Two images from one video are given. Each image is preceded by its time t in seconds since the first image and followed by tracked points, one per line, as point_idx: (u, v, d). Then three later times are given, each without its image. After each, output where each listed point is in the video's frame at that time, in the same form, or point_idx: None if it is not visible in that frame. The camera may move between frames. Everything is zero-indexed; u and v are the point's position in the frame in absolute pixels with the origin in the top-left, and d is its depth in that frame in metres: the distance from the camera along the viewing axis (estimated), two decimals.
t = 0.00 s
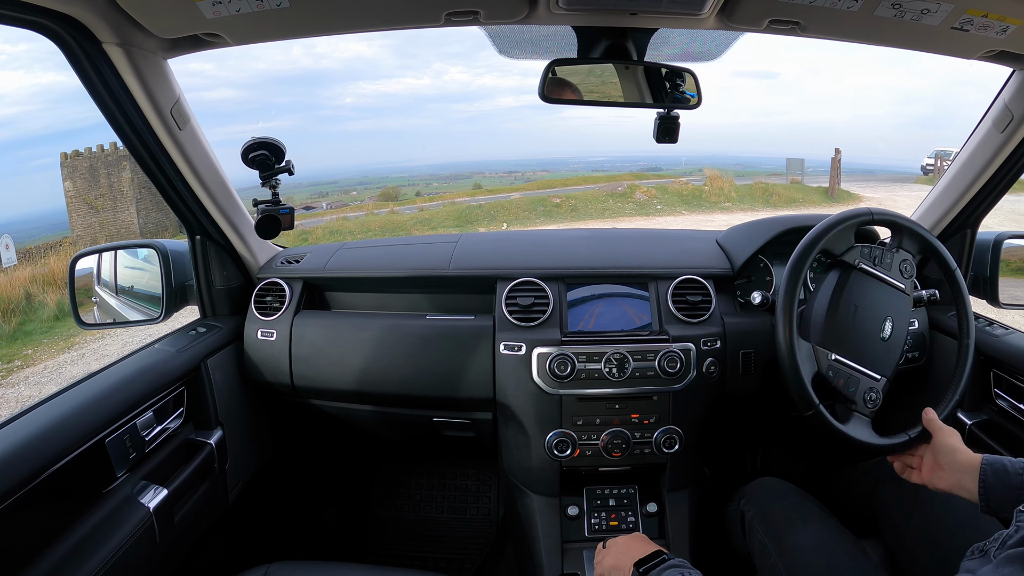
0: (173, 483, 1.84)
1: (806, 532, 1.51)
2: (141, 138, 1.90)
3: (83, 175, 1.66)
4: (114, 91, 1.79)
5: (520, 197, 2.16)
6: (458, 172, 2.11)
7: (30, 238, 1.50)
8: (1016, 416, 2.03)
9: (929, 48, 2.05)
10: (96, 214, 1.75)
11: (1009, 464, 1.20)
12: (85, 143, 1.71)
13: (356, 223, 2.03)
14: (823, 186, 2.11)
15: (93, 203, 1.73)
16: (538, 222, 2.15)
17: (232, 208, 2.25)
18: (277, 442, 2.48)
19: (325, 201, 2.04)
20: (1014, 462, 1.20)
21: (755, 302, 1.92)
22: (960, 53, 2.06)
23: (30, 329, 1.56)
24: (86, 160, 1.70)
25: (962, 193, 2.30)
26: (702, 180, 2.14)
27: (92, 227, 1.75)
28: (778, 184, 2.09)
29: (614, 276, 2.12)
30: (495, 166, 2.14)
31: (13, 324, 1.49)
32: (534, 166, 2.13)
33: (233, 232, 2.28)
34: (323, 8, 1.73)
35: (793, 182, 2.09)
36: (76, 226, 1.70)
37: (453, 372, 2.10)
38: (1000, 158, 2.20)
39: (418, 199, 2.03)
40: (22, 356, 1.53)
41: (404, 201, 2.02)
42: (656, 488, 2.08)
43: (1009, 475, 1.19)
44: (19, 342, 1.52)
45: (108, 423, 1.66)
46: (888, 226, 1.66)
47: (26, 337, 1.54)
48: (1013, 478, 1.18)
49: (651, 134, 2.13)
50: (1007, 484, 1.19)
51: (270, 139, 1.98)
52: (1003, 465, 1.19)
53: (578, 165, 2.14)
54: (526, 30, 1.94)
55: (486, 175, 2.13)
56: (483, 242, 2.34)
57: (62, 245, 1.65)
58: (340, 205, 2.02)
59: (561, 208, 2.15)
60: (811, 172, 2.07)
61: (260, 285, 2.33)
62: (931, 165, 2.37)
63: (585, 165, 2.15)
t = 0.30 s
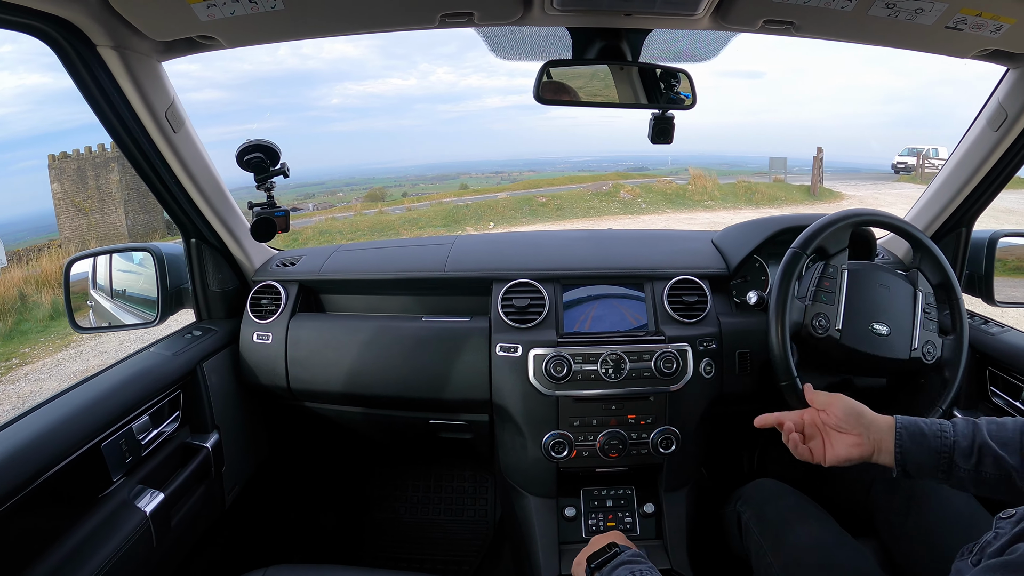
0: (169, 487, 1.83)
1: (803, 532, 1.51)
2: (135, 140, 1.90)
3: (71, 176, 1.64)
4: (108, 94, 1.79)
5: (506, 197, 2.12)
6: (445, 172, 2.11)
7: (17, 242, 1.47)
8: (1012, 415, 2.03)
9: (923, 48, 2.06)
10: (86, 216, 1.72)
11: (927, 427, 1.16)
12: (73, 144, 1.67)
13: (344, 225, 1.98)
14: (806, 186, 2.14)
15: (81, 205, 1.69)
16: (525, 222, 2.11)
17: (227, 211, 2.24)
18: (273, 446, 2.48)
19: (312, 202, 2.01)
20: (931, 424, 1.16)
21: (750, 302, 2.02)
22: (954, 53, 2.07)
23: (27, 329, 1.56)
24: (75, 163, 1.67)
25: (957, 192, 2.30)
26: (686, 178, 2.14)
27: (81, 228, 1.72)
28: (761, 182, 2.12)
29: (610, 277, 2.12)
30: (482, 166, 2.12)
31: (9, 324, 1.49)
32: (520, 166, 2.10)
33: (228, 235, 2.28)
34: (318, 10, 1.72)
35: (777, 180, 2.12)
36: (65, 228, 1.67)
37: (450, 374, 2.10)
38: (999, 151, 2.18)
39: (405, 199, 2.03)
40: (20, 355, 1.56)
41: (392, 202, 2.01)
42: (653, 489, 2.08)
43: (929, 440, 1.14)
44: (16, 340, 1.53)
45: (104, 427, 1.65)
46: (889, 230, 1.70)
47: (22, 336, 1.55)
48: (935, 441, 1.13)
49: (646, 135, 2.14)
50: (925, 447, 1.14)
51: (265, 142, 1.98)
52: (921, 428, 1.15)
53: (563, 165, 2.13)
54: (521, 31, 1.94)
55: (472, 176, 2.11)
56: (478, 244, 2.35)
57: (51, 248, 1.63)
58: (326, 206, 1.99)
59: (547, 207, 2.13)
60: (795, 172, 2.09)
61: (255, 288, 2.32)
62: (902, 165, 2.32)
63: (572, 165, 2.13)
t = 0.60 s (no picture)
0: (166, 488, 1.83)
1: (800, 534, 1.51)
2: (132, 139, 1.89)
3: (66, 177, 1.63)
4: (105, 93, 1.78)
5: (499, 196, 2.12)
6: (437, 173, 2.08)
7: (7, 243, 1.46)
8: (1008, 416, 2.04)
9: (920, 50, 2.06)
10: (80, 217, 1.71)
11: (925, 347, 1.26)
12: (67, 146, 1.66)
13: (340, 225, 1.97)
14: (795, 183, 2.18)
15: (76, 206, 1.69)
16: (518, 221, 2.11)
17: (224, 211, 2.24)
18: (270, 446, 2.48)
19: (306, 203, 2.00)
20: (931, 344, 1.26)
21: (749, 304, 2.03)
22: (951, 55, 2.08)
23: (27, 326, 1.57)
24: (70, 163, 1.66)
25: (954, 194, 2.31)
26: (677, 178, 2.13)
27: (75, 229, 1.71)
28: (751, 181, 2.13)
29: (607, 279, 2.13)
30: (477, 166, 2.09)
31: (10, 322, 1.50)
32: (513, 166, 2.09)
33: (225, 236, 2.27)
34: (316, 11, 1.72)
35: (767, 179, 2.14)
36: (59, 228, 1.66)
37: (447, 375, 2.10)
38: (999, 151, 2.18)
39: (397, 202, 2.03)
40: (22, 351, 1.56)
41: (386, 202, 2.02)
42: (650, 490, 2.08)
43: (923, 360, 1.25)
44: (19, 338, 1.54)
45: (100, 428, 1.65)
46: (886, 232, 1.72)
47: (25, 334, 1.56)
48: (929, 365, 1.25)
49: (644, 136, 2.14)
50: (917, 366, 1.26)
51: (264, 143, 1.98)
52: (919, 348, 1.26)
53: (556, 165, 2.12)
54: (519, 32, 1.94)
55: (465, 176, 2.09)
56: (476, 245, 2.34)
57: (46, 249, 1.61)
58: (319, 207, 1.99)
59: (540, 206, 2.13)
60: (785, 170, 2.12)
61: (252, 289, 2.32)
62: (881, 164, 2.15)
63: (565, 165, 2.12)
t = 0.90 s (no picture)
0: (166, 489, 1.83)
1: (800, 532, 1.51)
2: (130, 141, 1.89)
3: (63, 178, 1.63)
4: (103, 94, 1.78)
5: (496, 196, 2.13)
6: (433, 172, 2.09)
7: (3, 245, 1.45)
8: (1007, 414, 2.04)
9: (919, 48, 2.07)
10: (77, 218, 1.70)
11: (955, 354, 1.29)
12: (65, 146, 1.66)
13: (338, 225, 1.98)
14: (789, 182, 2.17)
15: (73, 206, 1.68)
16: (514, 221, 2.13)
17: (223, 212, 2.24)
18: (270, 447, 2.48)
19: (303, 204, 2.01)
20: (963, 352, 1.29)
21: (748, 303, 2.04)
22: (950, 53, 2.08)
23: (29, 325, 1.59)
24: (67, 164, 1.66)
25: (954, 192, 2.30)
26: (672, 178, 2.13)
27: (72, 230, 1.71)
28: (747, 181, 2.13)
29: (607, 278, 2.13)
30: (474, 166, 2.10)
31: (10, 321, 1.51)
32: (510, 166, 2.09)
33: (225, 237, 2.27)
34: (315, 11, 1.72)
35: (761, 178, 2.14)
36: (57, 229, 1.65)
37: (447, 375, 2.10)
38: (998, 149, 2.18)
39: (395, 201, 2.02)
40: (26, 349, 1.58)
41: (382, 202, 2.01)
42: (650, 489, 2.08)
43: (952, 367, 1.28)
44: (20, 336, 1.55)
45: (100, 430, 1.65)
46: (884, 231, 1.73)
47: (25, 333, 1.57)
48: (956, 371, 1.28)
49: (643, 136, 2.14)
50: (948, 373, 1.29)
51: (263, 143, 1.98)
52: (948, 353, 1.29)
53: (554, 165, 2.12)
54: (517, 32, 1.94)
55: (461, 176, 2.10)
56: (475, 245, 2.34)
57: (44, 249, 1.61)
58: (316, 207, 2.00)
59: (536, 205, 2.13)
60: (780, 169, 2.11)
61: (252, 290, 2.32)
62: (863, 162, 2.18)
63: (561, 165, 2.12)
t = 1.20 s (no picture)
0: (163, 490, 1.83)
1: (797, 532, 1.51)
2: (128, 141, 1.89)
3: (60, 178, 1.63)
4: (100, 94, 1.78)
5: (492, 195, 2.12)
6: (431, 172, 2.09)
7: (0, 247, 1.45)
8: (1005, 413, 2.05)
9: (917, 49, 2.07)
10: (74, 218, 1.70)
11: (972, 384, 1.27)
12: (61, 146, 1.66)
13: (334, 225, 1.98)
14: (785, 181, 2.15)
15: (70, 206, 1.68)
16: (510, 220, 2.13)
17: (220, 213, 2.24)
18: (268, 448, 2.47)
19: (300, 204, 2.02)
20: (979, 381, 1.27)
21: (745, 303, 2.04)
22: (948, 53, 2.08)
23: (27, 325, 1.59)
24: (64, 164, 1.66)
25: (951, 192, 2.31)
26: (668, 177, 2.13)
27: (69, 230, 1.70)
28: (741, 181, 2.10)
29: (605, 279, 2.13)
30: (470, 165, 2.10)
31: (8, 321, 1.51)
32: (506, 166, 2.09)
33: (222, 237, 2.27)
34: (313, 11, 1.72)
35: (757, 177, 2.10)
36: (53, 229, 1.65)
37: (444, 375, 2.10)
38: (995, 149, 2.19)
39: (392, 201, 2.00)
40: (23, 349, 1.57)
41: (379, 202, 1.99)
42: (647, 489, 2.08)
43: (970, 398, 1.26)
44: (18, 336, 1.56)
45: (98, 430, 1.64)
46: (882, 231, 1.73)
47: (24, 333, 1.57)
48: (974, 401, 1.26)
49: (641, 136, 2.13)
50: (965, 403, 1.27)
51: (259, 143, 1.97)
52: (965, 383, 1.27)
53: (550, 164, 2.12)
54: (514, 32, 1.94)
55: (458, 175, 2.09)
56: (473, 245, 2.34)
57: (40, 250, 1.61)
58: (313, 207, 2.00)
59: (532, 205, 2.15)
60: (775, 168, 2.09)
61: (249, 290, 2.32)
62: (848, 161, 2.15)
63: (557, 165, 2.12)
